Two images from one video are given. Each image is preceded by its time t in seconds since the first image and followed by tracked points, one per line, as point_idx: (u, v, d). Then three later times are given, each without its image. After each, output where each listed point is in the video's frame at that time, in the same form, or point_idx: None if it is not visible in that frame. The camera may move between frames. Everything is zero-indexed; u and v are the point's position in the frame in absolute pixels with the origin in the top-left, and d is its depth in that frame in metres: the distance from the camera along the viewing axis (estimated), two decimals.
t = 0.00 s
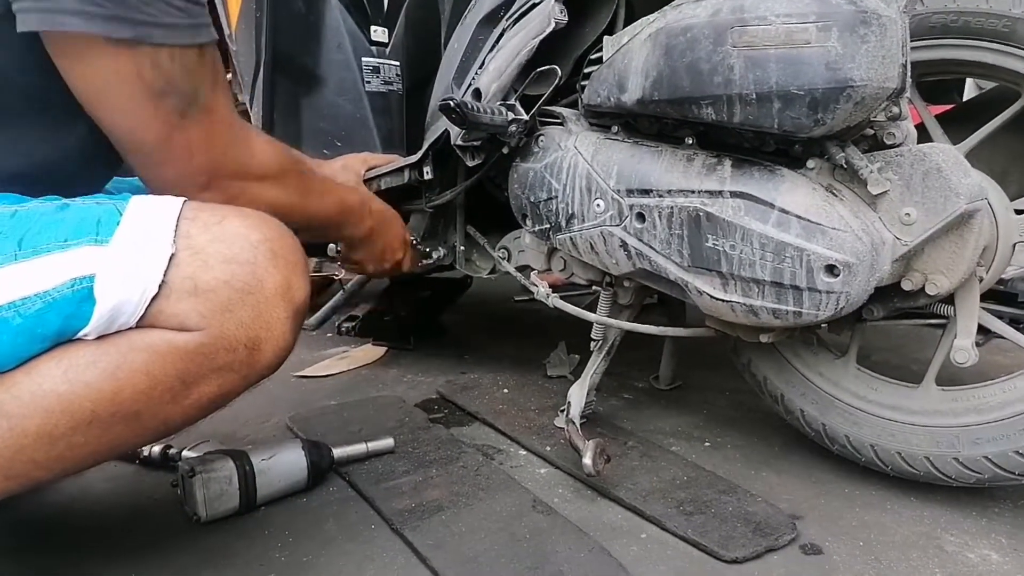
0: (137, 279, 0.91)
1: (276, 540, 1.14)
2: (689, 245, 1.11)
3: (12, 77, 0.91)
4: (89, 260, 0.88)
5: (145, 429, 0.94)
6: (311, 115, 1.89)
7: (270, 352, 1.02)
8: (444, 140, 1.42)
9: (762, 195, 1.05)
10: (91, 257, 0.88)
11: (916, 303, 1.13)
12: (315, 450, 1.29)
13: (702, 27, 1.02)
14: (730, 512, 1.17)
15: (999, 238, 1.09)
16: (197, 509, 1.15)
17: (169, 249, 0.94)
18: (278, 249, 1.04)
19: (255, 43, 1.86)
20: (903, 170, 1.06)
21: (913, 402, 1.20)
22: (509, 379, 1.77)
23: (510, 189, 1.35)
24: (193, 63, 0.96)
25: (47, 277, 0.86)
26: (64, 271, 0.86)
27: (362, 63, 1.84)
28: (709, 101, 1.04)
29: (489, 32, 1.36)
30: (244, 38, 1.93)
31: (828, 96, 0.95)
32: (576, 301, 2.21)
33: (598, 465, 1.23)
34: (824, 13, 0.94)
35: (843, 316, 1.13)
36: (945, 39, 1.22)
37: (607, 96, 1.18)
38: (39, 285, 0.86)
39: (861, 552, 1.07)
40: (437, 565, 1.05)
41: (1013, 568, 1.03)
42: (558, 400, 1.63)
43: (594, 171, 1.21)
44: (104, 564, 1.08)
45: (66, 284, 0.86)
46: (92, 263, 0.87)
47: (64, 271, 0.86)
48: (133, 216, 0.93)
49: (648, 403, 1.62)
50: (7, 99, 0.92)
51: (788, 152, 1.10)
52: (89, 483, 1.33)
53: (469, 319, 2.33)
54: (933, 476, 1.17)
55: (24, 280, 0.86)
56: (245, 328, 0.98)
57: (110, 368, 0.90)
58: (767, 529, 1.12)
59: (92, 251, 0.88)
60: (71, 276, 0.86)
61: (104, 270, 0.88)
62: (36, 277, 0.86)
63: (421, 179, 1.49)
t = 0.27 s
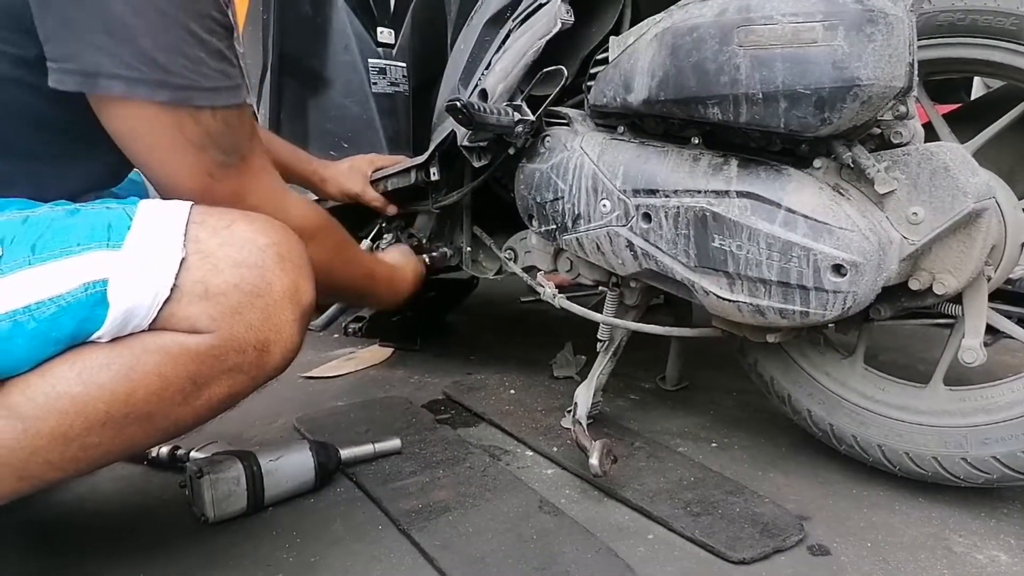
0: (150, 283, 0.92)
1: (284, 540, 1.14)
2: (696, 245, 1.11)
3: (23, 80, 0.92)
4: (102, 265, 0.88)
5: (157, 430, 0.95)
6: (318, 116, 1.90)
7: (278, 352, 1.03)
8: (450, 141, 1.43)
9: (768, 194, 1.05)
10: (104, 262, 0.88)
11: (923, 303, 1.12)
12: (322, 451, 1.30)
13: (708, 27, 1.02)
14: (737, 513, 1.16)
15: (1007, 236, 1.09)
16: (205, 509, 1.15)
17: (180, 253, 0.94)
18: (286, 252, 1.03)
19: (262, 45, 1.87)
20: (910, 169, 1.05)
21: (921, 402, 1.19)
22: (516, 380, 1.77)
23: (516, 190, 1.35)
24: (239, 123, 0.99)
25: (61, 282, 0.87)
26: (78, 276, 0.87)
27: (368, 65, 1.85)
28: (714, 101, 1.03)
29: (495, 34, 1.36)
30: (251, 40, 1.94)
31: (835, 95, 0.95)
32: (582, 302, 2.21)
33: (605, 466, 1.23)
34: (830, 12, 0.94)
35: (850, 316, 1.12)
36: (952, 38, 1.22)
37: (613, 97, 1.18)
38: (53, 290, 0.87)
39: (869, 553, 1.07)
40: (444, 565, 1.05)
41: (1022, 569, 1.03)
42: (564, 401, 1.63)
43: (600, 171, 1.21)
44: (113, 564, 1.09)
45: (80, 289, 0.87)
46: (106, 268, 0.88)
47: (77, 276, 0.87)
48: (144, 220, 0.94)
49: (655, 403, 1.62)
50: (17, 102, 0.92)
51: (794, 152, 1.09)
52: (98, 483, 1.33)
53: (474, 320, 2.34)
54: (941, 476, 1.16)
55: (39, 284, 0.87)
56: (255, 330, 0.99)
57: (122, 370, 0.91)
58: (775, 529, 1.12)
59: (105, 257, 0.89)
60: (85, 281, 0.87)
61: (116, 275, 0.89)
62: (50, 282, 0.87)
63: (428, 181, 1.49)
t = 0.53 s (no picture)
0: (138, 284, 0.91)
1: (273, 542, 1.14)
2: (685, 247, 1.11)
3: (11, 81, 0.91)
4: (90, 265, 0.88)
5: (144, 434, 0.94)
6: (309, 118, 1.89)
7: (268, 356, 1.02)
8: (441, 143, 1.43)
9: (757, 198, 1.06)
10: (92, 262, 0.88)
11: (910, 305, 1.13)
12: (312, 452, 1.29)
13: (698, 31, 1.03)
14: (726, 514, 1.17)
15: (992, 240, 1.10)
16: (194, 511, 1.15)
17: (169, 255, 0.94)
18: (277, 254, 1.04)
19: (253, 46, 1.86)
20: (897, 173, 1.06)
21: (908, 403, 1.20)
22: (506, 382, 1.78)
23: (507, 192, 1.36)
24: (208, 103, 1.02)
25: (48, 282, 0.86)
26: (66, 276, 0.87)
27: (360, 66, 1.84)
28: (704, 104, 1.04)
29: (486, 36, 1.36)
30: (241, 41, 1.93)
31: (823, 99, 0.96)
32: (573, 304, 2.21)
33: (595, 467, 1.24)
34: (819, 17, 0.95)
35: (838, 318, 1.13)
36: (939, 43, 1.23)
37: (604, 100, 1.19)
38: (40, 290, 0.86)
39: (856, 553, 1.08)
40: (433, 566, 1.05)
41: (1006, 569, 1.04)
42: (554, 403, 1.63)
43: (590, 174, 1.21)
44: (101, 566, 1.08)
45: (67, 289, 0.87)
46: (94, 268, 0.88)
47: (65, 275, 0.87)
48: (133, 221, 0.94)
49: (645, 405, 1.62)
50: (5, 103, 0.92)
51: (783, 155, 1.10)
52: (85, 486, 1.33)
53: (465, 321, 2.34)
54: (928, 477, 1.17)
55: (26, 284, 0.86)
56: (244, 334, 0.98)
57: (110, 373, 0.90)
58: (763, 530, 1.12)
59: (93, 257, 0.89)
60: (73, 281, 0.87)
61: (104, 275, 0.88)
62: (37, 282, 0.86)
63: (418, 182, 1.49)
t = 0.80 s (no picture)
0: (135, 287, 0.91)
1: (269, 544, 1.14)
2: (681, 249, 1.12)
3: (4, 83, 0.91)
4: (87, 268, 0.88)
5: (141, 435, 0.94)
6: (305, 119, 1.89)
7: (265, 357, 1.03)
8: (437, 144, 1.43)
9: (752, 199, 1.06)
10: (89, 265, 0.88)
11: (905, 307, 1.13)
12: (308, 454, 1.29)
13: (693, 33, 1.03)
14: (722, 515, 1.17)
15: (987, 242, 1.10)
16: (190, 513, 1.15)
17: (165, 257, 0.94)
18: (274, 256, 1.04)
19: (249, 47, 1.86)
20: (892, 174, 1.07)
21: (904, 404, 1.20)
22: (503, 383, 1.78)
23: (503, 193, 1.36)
24: (195, 96, 0.98)
25: (46, 285, 0.86)
26: (63, 279, 0.87)
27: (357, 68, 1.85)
28: (699, 106, 1.04)
29: (482, 38, 1.37)
30: (238, 43, 1.93)
31: (817, 101, 0.96)
32: (570, 305, 2.22)
33: (591, 468, 1.24)
34: (813, 20, 0.95)
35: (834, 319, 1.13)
36: (934, 46, 1.23)
37: (599, 102, 1.19)
38: (38, 293, 0.86)
39: (852, 555, 1.08)
40: (429, 568, 1.05)
41: (1002, 570, 1.04)
42: (551, 404, 1.63)
43: (586, 175, 1.21)
44: (97, 568, 1.08)
45: (64, 292, 0.87)
46: (92, 271, 0.88)
47: (62, 278, 0.87)
48: (130, 223, 0.94)
49: (642, 406, 1.62)
50: None
51: (778, 157, 1.10)
52: (81, 487, 1.32)
53: (462, 322, 2.34)
54: (924, 478, 1.17)
55: (23, 287, 0.86)
56: (241, 335, 0.99)
57: (106, 375, 0.90)
58: (759, 532, 1.12)
59: (90, 260, 0.88)
60: (70, 283, 0.87)
61: (102, 278, 0.88)
62: (34, 284, 0.86)
63: (415, 184, 1.49)
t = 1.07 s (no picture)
0: (126, 284, 0.91)
1: (271, 543, 1.14)
2: (682, 247, 1.12)
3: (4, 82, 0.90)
4: (77, 263, 0.88)
5: (137, 432, 0.94)
6: (306, 118, 1.89)
7: (260, 354, 1.02)
8: (437, 143, 1.43)
9: (754, 198, 1.06)
10: (78, 260, 0.88)
11: (907, 305, 1.13)
12: (310, 453, 1.29)
13: (695, 31, 1.03)
14: (723, 514, 1.17)
15: (989, 240, 1.10)
16: (191, 513, 1.15)
17: (157, 253, 0.94)
18: (268, 251, 1.03)
19: (249, 46, 1.86)
20: (894, 173, 1.07)
21: (905, 403, 1.20)
22: (504, 382, 1.78)
23: (504, 192, 1.36)
24: (217, 129, 1.00)
25: (35, 281, 0.86)
26: (52, 275, 0.87)
27: (357, 67, 1.85)
28: (700, 104, 1.04)
29: (483, 36, 1.37)
30: (238, 41, 1.93)
31: (818, 99, 0.96)
32: (571, 304, 2.21)
33: (592, 467, 1.24)
34: (815, 17, 0.95)
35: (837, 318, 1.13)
36: (936, 43, 1.23)
37: (600, 100, 1.19)
38: (28, 289, 0.86)
39: (854, 553, 1.08)
40: (431, 567, 1.05)
41: (1004, 569, 1.04)
42: (552, 403, 1.63)
43: (587, 174, 1.21)
44: (99, 568, 1.08)
45: (54, 288, 0.87)
46: (80, 266, 0.88)
47: (51, 274, 0.87)
48: (122, 218, 0.94)
49: (643, 405, 1.62)
50: None
51: (780, 155, 1.10)
52: (82, 487, 1.32)
53: (463, 321, 2.33)
54: (925, 477, 1.17)
55: (12, 284, 0.86)
56: (235, 330, 0.98)
57: (100, 372, 0.90)
58: (761, 530, 1.12)
59: (81, 255, 0.88)
60: (59, 279, 0.87)
61: (91, 273, 0.88)
62: (24, 281, 0.86)
63: (415, 183, 1.50)
